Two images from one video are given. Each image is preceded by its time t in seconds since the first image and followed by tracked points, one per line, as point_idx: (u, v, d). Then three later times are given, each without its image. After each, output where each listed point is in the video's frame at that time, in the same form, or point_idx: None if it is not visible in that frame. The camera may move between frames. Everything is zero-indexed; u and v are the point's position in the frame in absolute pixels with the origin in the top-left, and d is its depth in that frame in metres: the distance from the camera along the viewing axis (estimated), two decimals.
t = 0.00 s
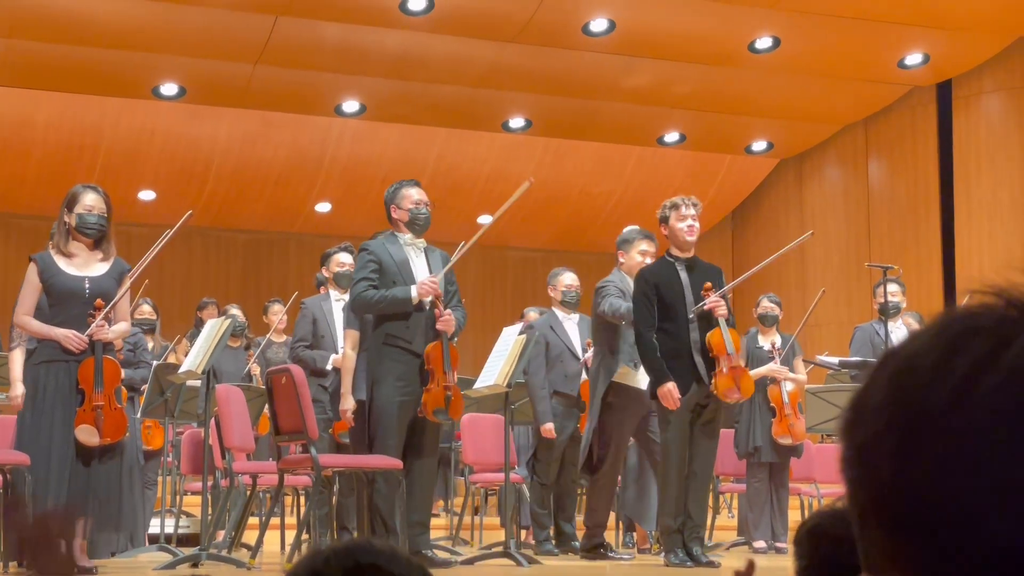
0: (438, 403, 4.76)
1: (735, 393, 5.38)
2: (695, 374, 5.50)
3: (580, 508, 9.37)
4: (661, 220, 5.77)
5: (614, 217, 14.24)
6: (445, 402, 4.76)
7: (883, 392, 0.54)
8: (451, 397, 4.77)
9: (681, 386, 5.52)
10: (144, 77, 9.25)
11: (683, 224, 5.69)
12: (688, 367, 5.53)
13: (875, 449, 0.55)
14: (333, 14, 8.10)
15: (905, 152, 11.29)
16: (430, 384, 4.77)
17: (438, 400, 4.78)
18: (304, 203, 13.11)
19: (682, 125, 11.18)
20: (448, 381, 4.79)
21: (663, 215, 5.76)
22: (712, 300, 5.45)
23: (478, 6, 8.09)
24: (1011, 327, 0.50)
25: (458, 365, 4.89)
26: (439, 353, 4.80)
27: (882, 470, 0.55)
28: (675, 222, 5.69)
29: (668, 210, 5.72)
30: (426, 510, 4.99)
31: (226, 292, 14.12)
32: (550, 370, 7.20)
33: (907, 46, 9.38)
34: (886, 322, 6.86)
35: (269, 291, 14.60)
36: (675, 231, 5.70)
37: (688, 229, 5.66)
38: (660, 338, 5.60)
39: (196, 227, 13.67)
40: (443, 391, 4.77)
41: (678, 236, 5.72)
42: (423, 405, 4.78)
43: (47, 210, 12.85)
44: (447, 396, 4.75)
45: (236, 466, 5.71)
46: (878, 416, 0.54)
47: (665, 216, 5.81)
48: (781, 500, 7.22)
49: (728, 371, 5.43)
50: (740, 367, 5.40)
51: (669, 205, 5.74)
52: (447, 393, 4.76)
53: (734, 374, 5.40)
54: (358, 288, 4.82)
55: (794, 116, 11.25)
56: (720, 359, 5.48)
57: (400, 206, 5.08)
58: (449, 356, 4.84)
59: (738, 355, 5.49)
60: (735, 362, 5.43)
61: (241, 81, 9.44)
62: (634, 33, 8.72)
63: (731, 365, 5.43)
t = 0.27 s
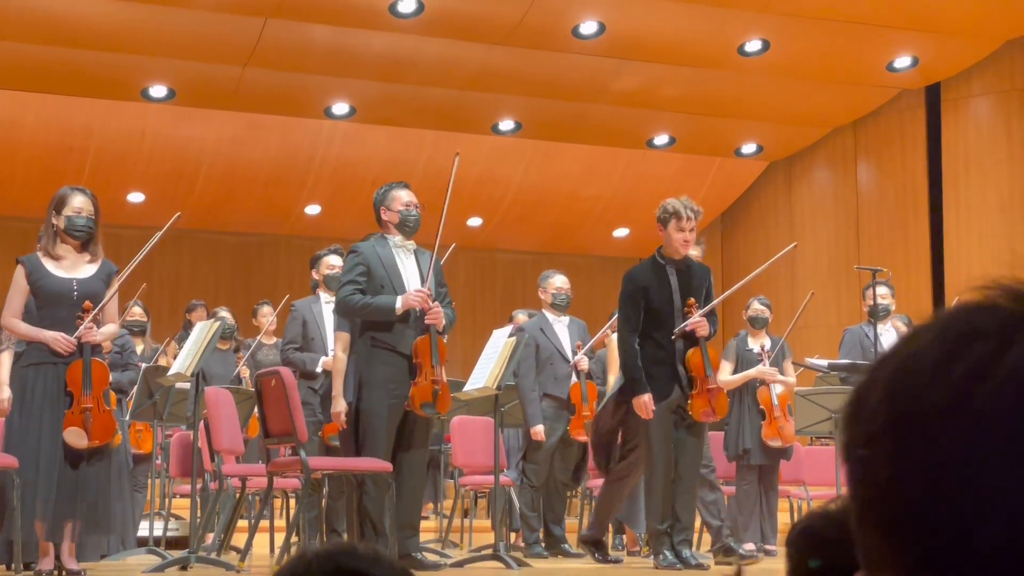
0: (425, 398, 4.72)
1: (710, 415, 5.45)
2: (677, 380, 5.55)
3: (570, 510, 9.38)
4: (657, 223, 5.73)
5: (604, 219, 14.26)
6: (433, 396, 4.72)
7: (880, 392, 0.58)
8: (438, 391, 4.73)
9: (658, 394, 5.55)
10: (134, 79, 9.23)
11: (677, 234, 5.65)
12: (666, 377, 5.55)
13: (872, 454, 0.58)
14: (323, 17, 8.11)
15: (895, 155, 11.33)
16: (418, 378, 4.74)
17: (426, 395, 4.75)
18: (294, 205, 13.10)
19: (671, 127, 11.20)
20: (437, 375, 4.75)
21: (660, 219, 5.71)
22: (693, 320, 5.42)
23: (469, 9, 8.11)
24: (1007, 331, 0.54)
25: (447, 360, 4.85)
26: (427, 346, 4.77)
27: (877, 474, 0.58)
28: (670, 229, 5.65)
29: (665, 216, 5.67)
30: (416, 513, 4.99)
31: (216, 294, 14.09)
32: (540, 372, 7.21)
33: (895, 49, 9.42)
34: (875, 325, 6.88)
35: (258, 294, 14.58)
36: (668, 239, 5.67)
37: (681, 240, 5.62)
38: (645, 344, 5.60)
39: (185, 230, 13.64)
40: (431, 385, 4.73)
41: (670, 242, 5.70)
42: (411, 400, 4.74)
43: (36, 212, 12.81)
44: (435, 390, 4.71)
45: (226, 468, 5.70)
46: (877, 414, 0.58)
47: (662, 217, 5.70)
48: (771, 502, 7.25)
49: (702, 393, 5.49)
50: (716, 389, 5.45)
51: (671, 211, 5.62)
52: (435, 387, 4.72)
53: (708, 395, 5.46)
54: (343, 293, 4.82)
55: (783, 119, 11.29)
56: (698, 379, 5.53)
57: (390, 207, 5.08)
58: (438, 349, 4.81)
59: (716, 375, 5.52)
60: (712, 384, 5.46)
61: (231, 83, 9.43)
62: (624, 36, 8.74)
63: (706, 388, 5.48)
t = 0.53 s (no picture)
0: (412, 404, 4.77)
1: (694, 424, 5.41)
2: (661, 384, 5.56)
3: (559, 511, 9.38)
4: (651, 228, 5.70)
5: (592, 220, 14.27)
6: (419, 403, 4.77)
7: (900, 403, 0.47)
8: (424, 397, 4.78)
9: (642, 399, 5.55)
10: (120, 79, 9.19)
11: (670, 240, 5.61)
12: (650, 381, 5.56)
13: (888, 465, 0.49)
14: (311, 17, 8.07)
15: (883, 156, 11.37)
16: (404, 386, 4.78)
17: (412, 401, 4.79)
18: (283, 206, 13.08)
19: (660, 129, 11.21)
20: (422, 381, 4.79)
21: (654, 224, 5.68)
22: (682, 329, 5.42)
23: (457, 9, 8.09)
24: None
25: (433, 366, 4.88)
26: (413, 352, 4.80)
27: (888, 486, 0.49)
28: (664, 235, 5.61)
29: (660, 222, 5.64)
30: (404, 515, 4.98)
31: (204, 295, 14.07)
32: (528, 374, 7.22)
33: (883, 50, 9.44)
34: (863, 327, 6.89)
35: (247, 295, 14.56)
36: (661, 245, 5.64)
37: (673, 247, 5.59)
38: (632, 347, 5.61)
39: (173, 231, 13.62)
40: (416, 392, 4.78)
41: (662, 249, 5.66)
42: (398, 407, 4.79)
43: (24, 213, 12.77)
44: (421, 397, 4.76)
45: (214, 470, 5.67)
46: (894, 425, 0.48)
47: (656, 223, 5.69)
48: (760, 503, 7.29)
49: (687, 402, 5.44)
50: (700, 400, 5.42)
51: (666, 215, 5.62)
52: (420, 394, 4.77)
53: (693, 405, 5.41)
54: (332, 294, 4.81)
55: (771, 120, 11.32)
56: (683, 390, 5.48)
57: (378, 209, 5.07)
58: (424, 355, 4.84)
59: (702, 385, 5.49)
60: (697, 394, 5.43)
61: (218, 84, 9.40)
62: (612, 37, 8.74)
63: (691, 398, 5.44)
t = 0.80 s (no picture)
0: (406, 407, 4.77)
1: (690, 411, 5.45)
2: (657, 385, 5.56)
3: (551, 512, 9.39)
4: (643, 223, 5.72)
5: (583, 221, 14.28)
6: (414, 406, 4.77)
7: (940, 426, 0.43)
8: (418, 399, 4.79)
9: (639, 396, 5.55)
10: (110, 79, 9.17)
11: (666, 231, 5.68)
12: (647, 378, 5.57)
13: (918, 498, 0.45)
14: (301, 17, 8.06)
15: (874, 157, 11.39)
16: (398, 388, 4.78)
17: (407, 404, 4.79)
18: (274, 206, 13.07)
19: (651, 129, 11.22)
20: (416, 384, 4.79)
21: (648, 218, 5.71)
22: (676, 316, 5.51)
23: (447, 10, 8.08)
24: None
25: (425, 368, 4.89)
26: (404, 356, 4.82)
27: (920, 523, 0.45)
28: (660, 227, 5.68)
29: (656, 214, 5.69)
30: (395, 516, 4.98)
31: (195, 296, 14.03)
32: (520, 374, 7.24)
33: (873, 52, 9.47)
34: (854, 328, 6.90)
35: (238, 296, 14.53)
36: (657, 238, 5.69)
37: (671, 237, 5.67)
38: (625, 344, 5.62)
39: (164, 232, 13.59)
40: (410, 395, 4.78)
41: (657, 241, 5.72)
42: (392, 410, 4.79)
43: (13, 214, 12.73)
44: (416, 400, 4.78)
45: (205, 472, 5.66)
46: (930, 453, 0.43)
47: (644, 220, 5.74)
48: (750, 503, 7.29)
49: (684, 387, 5.49)
50: (696, 385, 5.47)
51: (661, 208, 5.70)
52: (415, 397, 4.78)
53: (690, 391, 5.46)
54: (323, 296, 4.80)
55: (762, 121, 11.35)
56: (678, 374, 5.53)
57: (370, 209, 5.06)
58: (415, 360, 4.86)
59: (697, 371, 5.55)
60: (693, 380, 5.47)
61: (207, 84, 9.38)
62: (603, 38, 8.75)
63: (687, 383, 5.48)
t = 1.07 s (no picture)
0: (400, 409, 4.76)
1: (705, 394, 5.48)
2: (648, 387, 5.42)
3: (545, 513, 9.38)
4: (638, 224, 5.71)
5: (577, 222, 14.28)
6: (408, 407, 4.75)
7: (990, 423, 0.54)
8: (413, 400, 4.76)
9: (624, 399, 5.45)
10: (104, 80, 9.16)
11: (658, 237, 5.72)
12: (631, 383, 5.44)
13: (957, 485, 0.56)
14: (295, 18, 8.07)
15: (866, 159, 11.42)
16: (392, 390, 4.77)
17: (401, 405, 4.78)
18: (268, 207, 13.05)
19: (645, 130, 11.23)
20: (410, 385, 4.78)
21: (645, 219, 5.71)
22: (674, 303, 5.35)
23: (441, 11, 8.09)
24: None
25: (418, 368, 4.88)
26: (399, 357, 4.79)
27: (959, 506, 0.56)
28: (656, 231, 5.70)
29: (654, 218, 5.72)
30: (389, 517, 4.97)
31: (188, 297, 14.01)
32: (513, 375, 7.24)
33: (867, 53, 9.49)
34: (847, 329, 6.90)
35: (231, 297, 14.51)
36: (649, 242, 5.71)
37: (663, 244, 5.72)
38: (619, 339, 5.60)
39: (157, 232, 13.56)
40: (405, 396, 4.76)
41: (646, 245, 5.74)
42: (386, 411, 4.78)
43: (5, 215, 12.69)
44: (410, 401, 4.75)
45: (198, 473, 5.65)
46: (976, 448, 0.55)
47: (636, 222, 5.72)
48: (745, 504, 7.27)
49: (695, 372, 5.51)
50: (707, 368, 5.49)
51: (655, 211, 5.73)
52: (409, 398, 4.76)
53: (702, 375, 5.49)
54: (321, 295, 4.81)
55: (756, 123, 11.36)
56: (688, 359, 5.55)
57: (365, 210, 5.05)
58: (409, 359, 4.84)
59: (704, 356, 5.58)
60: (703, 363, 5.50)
61: (202, 85, 9.37)
62: (597, 39, 8.76)
63: (698, 367, 5.50)
